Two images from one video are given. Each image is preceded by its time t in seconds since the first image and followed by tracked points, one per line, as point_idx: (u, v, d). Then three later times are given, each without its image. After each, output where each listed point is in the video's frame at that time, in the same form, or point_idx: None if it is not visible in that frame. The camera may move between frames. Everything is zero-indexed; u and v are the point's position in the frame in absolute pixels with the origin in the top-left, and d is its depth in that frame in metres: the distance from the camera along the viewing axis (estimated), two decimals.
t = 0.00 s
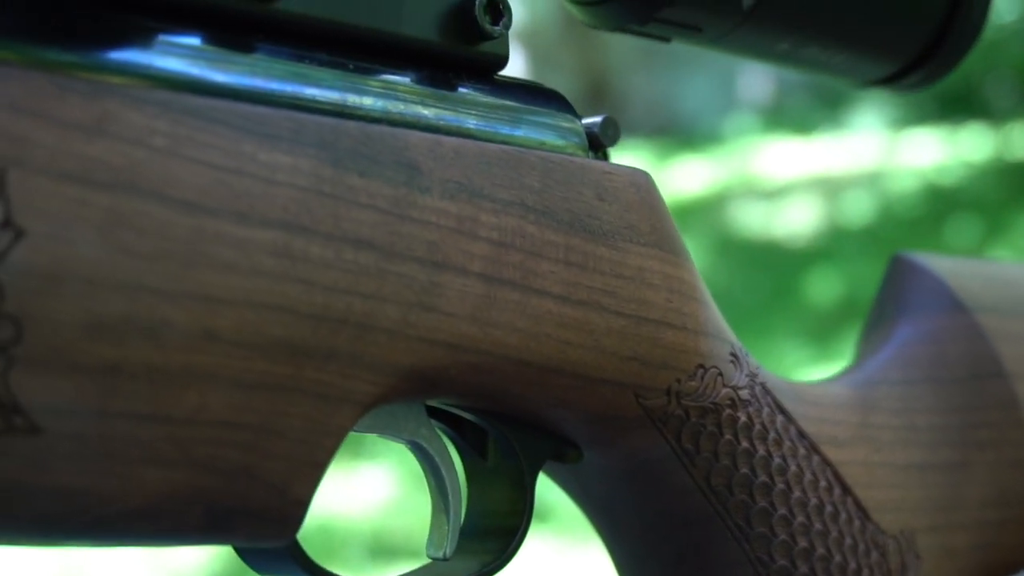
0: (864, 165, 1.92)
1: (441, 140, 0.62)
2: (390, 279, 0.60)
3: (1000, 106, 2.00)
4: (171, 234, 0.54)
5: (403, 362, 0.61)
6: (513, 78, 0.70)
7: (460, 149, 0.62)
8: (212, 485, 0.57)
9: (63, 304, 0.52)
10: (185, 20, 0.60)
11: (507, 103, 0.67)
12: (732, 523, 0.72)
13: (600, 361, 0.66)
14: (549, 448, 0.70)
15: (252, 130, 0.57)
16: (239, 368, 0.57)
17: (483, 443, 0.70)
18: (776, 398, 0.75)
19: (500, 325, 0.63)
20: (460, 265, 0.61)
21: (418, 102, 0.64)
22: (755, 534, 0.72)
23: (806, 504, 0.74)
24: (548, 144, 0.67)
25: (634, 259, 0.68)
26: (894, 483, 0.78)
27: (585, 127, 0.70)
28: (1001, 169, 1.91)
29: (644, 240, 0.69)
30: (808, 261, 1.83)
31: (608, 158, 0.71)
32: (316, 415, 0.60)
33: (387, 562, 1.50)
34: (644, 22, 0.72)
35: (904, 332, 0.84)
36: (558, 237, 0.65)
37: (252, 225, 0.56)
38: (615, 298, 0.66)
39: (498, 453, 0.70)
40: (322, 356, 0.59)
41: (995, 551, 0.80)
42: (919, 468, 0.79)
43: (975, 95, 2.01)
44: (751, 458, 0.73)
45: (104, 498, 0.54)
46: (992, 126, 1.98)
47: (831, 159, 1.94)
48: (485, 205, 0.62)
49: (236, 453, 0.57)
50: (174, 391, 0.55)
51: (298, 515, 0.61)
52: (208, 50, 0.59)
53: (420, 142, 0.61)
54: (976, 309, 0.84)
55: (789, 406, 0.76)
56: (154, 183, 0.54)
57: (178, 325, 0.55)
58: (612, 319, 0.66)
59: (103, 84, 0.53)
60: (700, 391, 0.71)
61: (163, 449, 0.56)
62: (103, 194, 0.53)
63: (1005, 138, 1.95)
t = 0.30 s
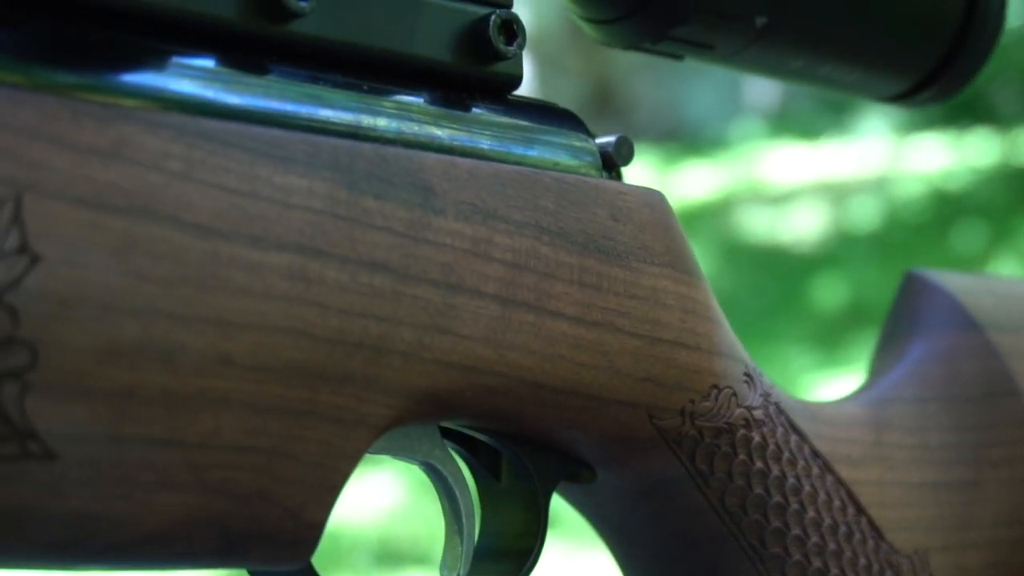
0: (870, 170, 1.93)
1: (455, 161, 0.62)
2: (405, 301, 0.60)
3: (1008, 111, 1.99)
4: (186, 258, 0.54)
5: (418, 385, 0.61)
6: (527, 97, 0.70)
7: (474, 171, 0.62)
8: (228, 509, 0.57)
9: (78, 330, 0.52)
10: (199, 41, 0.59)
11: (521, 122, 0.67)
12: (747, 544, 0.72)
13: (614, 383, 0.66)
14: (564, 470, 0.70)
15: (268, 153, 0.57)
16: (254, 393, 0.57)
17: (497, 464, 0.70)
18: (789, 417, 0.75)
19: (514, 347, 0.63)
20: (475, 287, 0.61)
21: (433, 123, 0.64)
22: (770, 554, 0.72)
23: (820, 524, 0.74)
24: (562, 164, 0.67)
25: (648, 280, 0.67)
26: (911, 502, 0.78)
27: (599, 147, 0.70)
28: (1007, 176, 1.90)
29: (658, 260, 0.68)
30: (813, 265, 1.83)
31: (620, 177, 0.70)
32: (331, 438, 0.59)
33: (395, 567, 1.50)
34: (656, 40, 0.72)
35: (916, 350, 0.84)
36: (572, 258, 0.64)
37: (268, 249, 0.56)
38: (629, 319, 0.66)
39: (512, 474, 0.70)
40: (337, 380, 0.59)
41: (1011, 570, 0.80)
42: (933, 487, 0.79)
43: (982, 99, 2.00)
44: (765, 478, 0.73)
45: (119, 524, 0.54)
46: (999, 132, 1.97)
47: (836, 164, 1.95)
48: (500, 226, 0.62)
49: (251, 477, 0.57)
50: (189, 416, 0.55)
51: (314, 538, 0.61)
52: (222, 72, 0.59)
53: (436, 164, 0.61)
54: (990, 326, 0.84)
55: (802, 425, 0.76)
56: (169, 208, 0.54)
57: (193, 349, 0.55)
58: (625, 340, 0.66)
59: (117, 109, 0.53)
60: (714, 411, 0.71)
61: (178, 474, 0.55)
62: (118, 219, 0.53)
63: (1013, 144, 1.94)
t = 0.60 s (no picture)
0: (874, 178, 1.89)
1: (469, 188, 0.62)
2: (418, 328, 0.59)
3: None
4: (200, 286, 0.54)
5: (432, 411, 0.61)
6: (539, 120, 0.70)
7: (487, 197, 0.62)
8: (242, 538, 0.57)
9: (93, 360, 0.52)
10: (212, 66, 0.59)
11: (534, 146, 0.67)
12: (760, 567, 0.73)
13: (628, 408, 0.66)
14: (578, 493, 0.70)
15: (282, 181, 0.57)
16: (269, 422, 0.56)
17: (509, 487, 0.71)
18: (802, 439, 0.76)
19: (527, 373, 0.62)
20: (489, 313, 0.61)
21: (446, 148, 0.64)
22: None
23: (833, 547, 0.75)
24: (574, 188, 0.67)
25: (661, 304, 0.67)
26: (925, 525, 0.78)
27: (612, 170, 0.70)
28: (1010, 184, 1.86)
29: (671, 284, 0.68)
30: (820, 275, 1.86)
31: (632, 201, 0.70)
32: (345, 466, 0.59)
33: None
34: (667, 63, 0.73)
35: (929, 371, 0.84)
36: (585, 283, 0.64)
37: (282, 276, 0.56)
38: (643, 343, 0.66)
39: (524, 499, 0.71)
40: (351, 407, 0.58)
41: None
42: (943, 509, 0.79)
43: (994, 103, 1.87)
44: (778, 501, 0.74)
45: (134, 553, 0.54)
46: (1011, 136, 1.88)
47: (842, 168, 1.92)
48: (513, 252, 0.62)
49: (265, 505, 0.57)
50: (204, 445, 0.55)
51: (328, 565, 0.60)
52: (235, 98, 0.58)
53: (449, 191, 0.61)
54: (1003, 347, 0.84)
55: (816, 448, 0.77)
56: (183, 237, 0.54)
57: (208, 379, 0.55)
58: (638, 365, 0.66)
59: (132, 138, 0.53)
60: (727, 435, 0.71)
61: (192, 503, 0.55)
62: (133, 249, 0.52)
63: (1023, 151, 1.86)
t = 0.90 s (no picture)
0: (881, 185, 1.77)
1: (479, 214, 0.62)
2: (429, 355, 0.59)
3: None
4: (211, 314, 0.54)
5: (443, 438, 0.61)
6: (550, 144, 0.70)
7: (498, 223, 0.62)
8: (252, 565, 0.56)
9: (103, 389, 0.51)
10: (221, 93, 0.59)
11: (544, 170, 0.67)
12: None
13: (638, 432, 0.66)
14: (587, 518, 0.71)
15: (294, 208, 0.57)
16: (279, 450, 0.56)
17: (519, 511, 0.72)
18: (812, 462, 0.77)
19: (538, 400, 0.63)
20: (500, 340, 0.61)
21: (457, 174, 0.64)
22: None
23: (844, 570, 0.76)
24: (585, 212, 0.67)
25: (672, 328, 0.68)
26: (934, 547, 0.80)
27: (623, 194, 0.69)
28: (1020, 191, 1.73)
29: (681, 308, 0.69)
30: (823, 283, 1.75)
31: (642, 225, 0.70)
32: (355, 493, 0.59)
33: None
34: (678, 84, 0.77)
35: (939, 393, 0.85)
36: (597, 308, 0.65)
37: (293, 304, 0.56)
38: (654, 368, 0.66)
39: (534, 523, 0.72)
40: (362, 434, 0.58)
41: None
42: (954, 531, 0.81)
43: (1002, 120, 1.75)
44: (789, 525, 0.75)
45: None
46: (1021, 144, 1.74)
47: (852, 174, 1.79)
48: (524, 277, 0.62)
49: (276, 533, 0.57)
50: (215, 473, 0.55)
51: None
52: (245, 124, 0.58)
53: (460, 217, 0.61)
54: (1013, 367, 0.85)
55: (827, 471, 0.78)
56: (195, 265, 0.54)
57: (220, 407, 0.54)
58: (649, 391, 0.66)
59: (144, 166, 0.53)
60: (738, 459, 0.71)
61: (203, 531, 0.55)
62: (145, 277, 0.52)
63: None
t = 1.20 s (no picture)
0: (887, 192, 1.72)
1: (487, 238, 0.62)
2: (437, 381, 0.59)
3: None
4: (220, 342, 0.54)
5: (450, 463, 0.61)
6: (556, 167, 0.70)
7: (505, 247, 0.63)
8: None
9: (111, 418, 0.51)
10: (227, 119, 0.59)
11: (551, 193, 0.68)
12: None
13: (645, 455, 0.67)
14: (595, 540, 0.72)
15: (302, 234, 0.57)
16: (287, 477, 0.56)
17: (526, 533, 0.72)
18: (820, 484, 0.79)
19: (545, 424, 0.63)
20: (507, 364, 0.62)
21: (465, 198, 0.64)
22: None
23: None
24: (592, 235, 0.67)
25: (679, 352, 0.69)
26: (942, 568, 0.82)
27: (629, 217, 0.70)
28: None
29: (688, 331, 0.70)
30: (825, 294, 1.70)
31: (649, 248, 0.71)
32: (362, 519, 0.59)
33: None
34: (685, 105, 0.80)
35: (946, 413, 0.88)
36: (604, 331, 0.66)
37: (301, 330, 0.56)
38: (661, 392, 0.67)
39: (541, 545, 0.72)
40: (370, 460, 0.58)
41: None
42: (962, 552, 0.82)
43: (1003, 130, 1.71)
44: (797, 547, 0.76)
45: None
46: None
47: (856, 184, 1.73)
48: (531, 301, 0.63)
49: (283, 559, 0.57)
50: (225, 501, 0.55)
51: None
52: (251, 149, 0.58)
53: (468, 242, 0.62)
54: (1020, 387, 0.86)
55: (834, 493, 0.79)
56: (203, 292, 0.53)
57: (229, 435, 0.54)
58: (656, 414, 0.67)
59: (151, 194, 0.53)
60: (744, 482, 0.73)
61: (210, 559, 0.55)
62: (153, 304, 0.52)
63: None
